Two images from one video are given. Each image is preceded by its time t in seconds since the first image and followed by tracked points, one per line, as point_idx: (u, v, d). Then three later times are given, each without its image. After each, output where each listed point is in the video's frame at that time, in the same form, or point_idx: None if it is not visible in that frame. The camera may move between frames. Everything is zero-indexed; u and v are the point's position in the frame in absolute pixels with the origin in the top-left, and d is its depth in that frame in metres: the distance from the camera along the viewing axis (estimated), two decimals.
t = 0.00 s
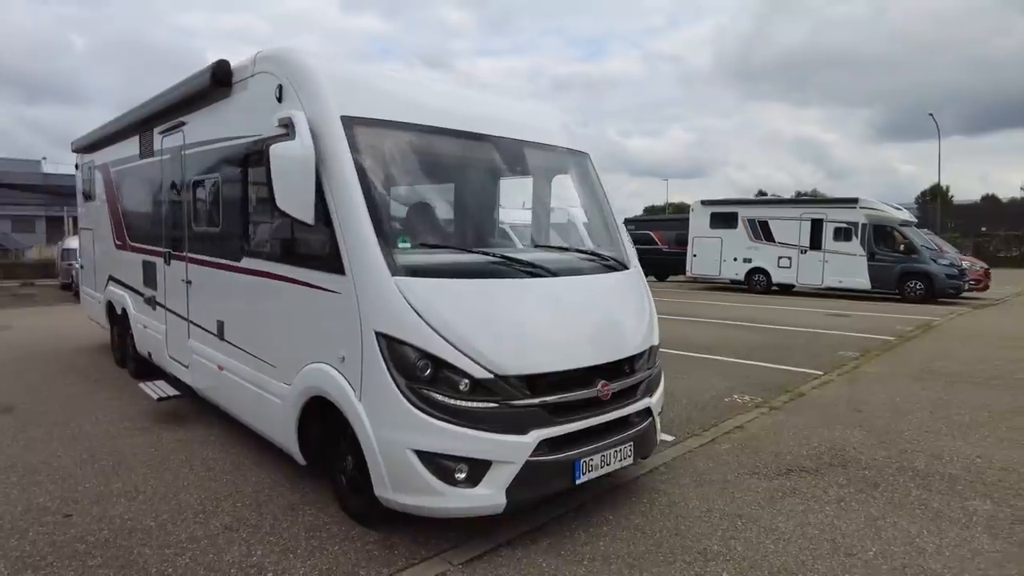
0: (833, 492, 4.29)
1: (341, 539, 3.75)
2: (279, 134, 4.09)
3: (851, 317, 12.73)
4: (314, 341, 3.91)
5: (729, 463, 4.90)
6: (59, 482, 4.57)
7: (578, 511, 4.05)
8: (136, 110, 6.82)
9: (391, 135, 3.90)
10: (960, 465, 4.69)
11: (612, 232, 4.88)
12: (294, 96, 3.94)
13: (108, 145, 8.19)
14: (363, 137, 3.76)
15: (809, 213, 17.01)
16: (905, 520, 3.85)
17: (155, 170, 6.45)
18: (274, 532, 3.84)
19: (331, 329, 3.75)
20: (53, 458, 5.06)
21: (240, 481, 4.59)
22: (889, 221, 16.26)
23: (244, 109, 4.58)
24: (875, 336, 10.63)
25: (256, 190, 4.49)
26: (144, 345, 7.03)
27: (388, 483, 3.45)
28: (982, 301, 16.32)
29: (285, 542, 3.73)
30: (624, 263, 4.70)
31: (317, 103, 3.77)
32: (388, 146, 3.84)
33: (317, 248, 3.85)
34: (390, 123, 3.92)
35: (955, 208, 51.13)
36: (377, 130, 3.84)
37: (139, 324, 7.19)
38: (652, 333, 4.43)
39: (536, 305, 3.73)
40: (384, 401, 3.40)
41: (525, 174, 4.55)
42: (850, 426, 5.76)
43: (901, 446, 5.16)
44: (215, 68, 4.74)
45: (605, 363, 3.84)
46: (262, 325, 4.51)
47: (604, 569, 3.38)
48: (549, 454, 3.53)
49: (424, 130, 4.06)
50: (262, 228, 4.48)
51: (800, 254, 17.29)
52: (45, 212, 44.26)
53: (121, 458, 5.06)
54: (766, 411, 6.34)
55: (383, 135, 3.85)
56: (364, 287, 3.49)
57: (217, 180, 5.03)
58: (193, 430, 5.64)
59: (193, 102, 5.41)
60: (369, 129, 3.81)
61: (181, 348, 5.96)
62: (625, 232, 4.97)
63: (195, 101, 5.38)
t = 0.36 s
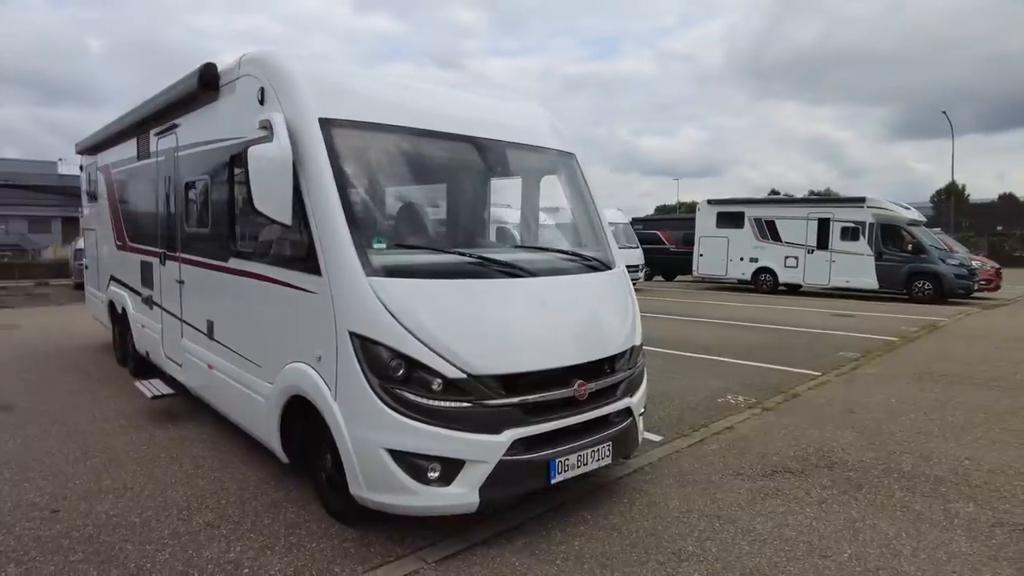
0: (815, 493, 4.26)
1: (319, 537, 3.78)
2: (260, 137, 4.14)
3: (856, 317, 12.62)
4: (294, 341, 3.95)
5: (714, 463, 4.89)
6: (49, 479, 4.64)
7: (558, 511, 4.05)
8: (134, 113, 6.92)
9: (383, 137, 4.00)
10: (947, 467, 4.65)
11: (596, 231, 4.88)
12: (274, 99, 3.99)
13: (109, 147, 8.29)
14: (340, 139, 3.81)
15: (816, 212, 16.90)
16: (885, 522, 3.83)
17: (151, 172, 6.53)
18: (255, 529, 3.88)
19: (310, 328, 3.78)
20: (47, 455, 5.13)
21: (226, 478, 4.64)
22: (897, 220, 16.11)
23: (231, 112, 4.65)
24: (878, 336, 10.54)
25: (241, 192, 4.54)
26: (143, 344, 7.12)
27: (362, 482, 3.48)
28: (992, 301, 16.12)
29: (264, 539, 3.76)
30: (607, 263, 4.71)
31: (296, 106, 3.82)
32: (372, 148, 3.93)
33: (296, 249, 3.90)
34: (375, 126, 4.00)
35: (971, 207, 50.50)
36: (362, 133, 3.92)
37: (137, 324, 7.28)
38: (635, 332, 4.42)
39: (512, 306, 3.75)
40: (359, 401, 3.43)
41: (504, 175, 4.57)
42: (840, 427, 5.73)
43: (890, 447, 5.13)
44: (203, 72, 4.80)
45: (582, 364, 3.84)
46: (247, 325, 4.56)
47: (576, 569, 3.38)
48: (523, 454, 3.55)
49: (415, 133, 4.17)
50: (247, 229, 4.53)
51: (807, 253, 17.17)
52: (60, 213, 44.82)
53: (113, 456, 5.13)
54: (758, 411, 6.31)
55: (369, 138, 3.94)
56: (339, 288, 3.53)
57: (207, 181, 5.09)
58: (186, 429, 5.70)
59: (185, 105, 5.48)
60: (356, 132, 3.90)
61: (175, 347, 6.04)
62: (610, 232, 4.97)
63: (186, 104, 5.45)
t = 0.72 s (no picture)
0: (807, 495, 4.17)
1: (301, 534, 3.77)
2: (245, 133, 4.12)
3: (866, 316, 12.43)
4: (278, 337, 3.94)
5: (707, 463, 4.81)
6: (40, 474, 4.67)
7: (544, 510, 4.00)
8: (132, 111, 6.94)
9: (369, 132, 3.98)
10: (945, 470, 4.55)
11: (586, 227, 4.80)
12: (258, 95, 3.97)
13: (111, 145, 8.34)
14: (321, 135, 3.77)
15: (828, 209, 16.69)
16: (876, 525, 3.74)
17: (149, 169, 6.55)
18: (238, 526, 3.87)
19: (291, 325, 3.76)
20: (41, 449, 5.17)
21: (215, 474, 4.64)
22: (910, 218, 15.87)
23: (220, 108, 4.64)
24: (887, 335, 10.37)
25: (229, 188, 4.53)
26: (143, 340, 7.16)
27: (341, 480, 3.45)
28: (1008, 300, 15.83)
29: (245, 536, 3.75)
30: (595, 258, 4.62)
31: (279, 101, 3.79)
32: (357, 143, 3.90)
33: (278, 246, 3.88)
34: (359, 121, 3.96)
35: (991, 204, 49.67)
36: (347, 128, 3.89)
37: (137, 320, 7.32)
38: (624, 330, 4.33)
39: (494, 303, 3.70)
40: (337, 398, 3.40)
41: (488, 170, 4.52)
42: (840, 427, 5.62)
43: (889, 449, 5.02)
44: (193, 68, 4.79)
45: (567, 362, 3.78)
46: (235, 321, 4.55)
47: (555, 570, 3.33)
48: (504, 452, 3.50)
49: (407, 129, 4.16)
50: (234, 225, 4.53)
51: (819, 251, 16.95)
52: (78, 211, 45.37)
53: (106, 451, 5.15)
54: (757, 411, 6.22)
55: (355, 132, 3.92)
56: (318, 284, 3.50)
57: (198, 177, 5.09)
58: (180, 425, 5.72)
59: (178, 102, 5.48)
60: (340, 126, 3.87)
61: (172, 344, 6.06)
62: (602, 229, 4.90)
63: (179, 101, 5.45)
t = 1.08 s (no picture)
0: (803, 505, 4.02)
1: (278, 539, 3.68)
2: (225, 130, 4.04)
3: (879, 316, 12.17)
4: (257, 338, 3.86)
5: (703, 469, 4.68)
6: (26, 474, 4.63)
7: (529, 517, 3.89)
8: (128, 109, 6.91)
9: (360, 129, 3.92)
10: (950, 479, 4.38)
11: (580, 225, 4.67)
12: (238, 92, 3.89)
13: (112, 144, 8.33)
14: (300, 132, 3.68)
15: (841, 207, 16.41)
16: (873, 538, 3.58)
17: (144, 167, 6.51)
18: (216, 530, 3.80)
19: (269, 326, 3.67)
20: (30, 449, 5.14)
21: (200, 476, 4.57)
22: (926, 215, 15.56)
23: (205, 105, 4.57)
24: (899, 336, 10.14)
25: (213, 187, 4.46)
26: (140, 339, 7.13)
27: (316, 485, 3.36)
28: None
29: (222, 540, 3.68)
30: (585, 257, 4.48)
31: (257, 98, 3.71)
32: (345, 140, 3.82)
33: (256, 246, 3.79)
34: (340, 117, 3.86)
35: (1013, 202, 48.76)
36: (336, 125, 3.83)
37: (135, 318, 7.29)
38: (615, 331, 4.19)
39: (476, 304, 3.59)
40: (310, 402, 3.31)
41: (474, 167, 4.40)
42: (843, 432, 5.45)
43: (892, 455, 4.85)
44: (178, 65, 4.72)
45: (551, 365, 3.65)
46: (220, 321, 4.49)
47: None
48: (484, 459, 3.39)
49: (396, 126, 4.08)
50: (217, 224, 4.45)
51: (832, 249, 16.67)
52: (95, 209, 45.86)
53: (95, 450, 5.11)
54: (759, 414, 6.06)
55: (344, 129, 3.85)
56: (294, 285, 3.41)
57: (186, 175, 5.03)
58: (172, 425, 5.67)
59: (168, 100, 5.42)
60: (330, 123, 3.80)
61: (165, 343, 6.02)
62: (596, 228, 4.76)
63: (169, 99, 5.39)
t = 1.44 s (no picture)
0: (798, 513, 3.92)
1: (261, 542, 3.65)
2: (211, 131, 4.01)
3: (893, 317, 11.94)
4: (242, 339, 3.83)
5: (698, 474, 4.58)
6: (19, 473, 4.65)
7: (516, 523, 3.82)
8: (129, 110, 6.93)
9: (354, 129, 3.89)
10: (951, 488, 4.26)
11: (574, 226, 4.60)
12: (223, 93, 3.86)
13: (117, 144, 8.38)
14: (282, 131, 3.64)
15: (856, 207, 16.17)
16: (868, 549, 3.47)
17: (144, 168, 6.53)
18: (200, 532, 3.77)
19: (252, 327, 3.64)
20: (26, 448, 5.16)
21: (190, 477, 4.56)
22: (942, 215, 15.27)
23: (195, 106, 4.55)
24: (910, 338, 9.94)
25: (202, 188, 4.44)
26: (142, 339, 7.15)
27: (295, 489, 3.32)
28: None
29: (205, 543, 3.65)
30: (576, 258, 4.39)
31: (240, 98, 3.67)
32: (338, 140, 3.80)
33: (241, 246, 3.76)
34: (325, 117, 3.81)
35: None
36: (328, 125, 3.80)
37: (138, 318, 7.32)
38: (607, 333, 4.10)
39: (461, 306, 3.53)
40: (289, 404, 3.27)
41: (464, 166, 4.33)
42: (845, 437, 5.32)
43: (893, 462, 4.72)
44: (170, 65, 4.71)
45: (537, 368, 3.58)
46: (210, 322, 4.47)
47: None
48: (466, 463, 3.32)
49: (390, 125, 4.04)
50: (207, 225, 4.43)
51: (846, 250, 16.41)
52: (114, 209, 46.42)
53: (90, 450, 5.12)
54: (761, 418, 5.94)
55: (337, 129, 3.82)
56: (274, 286, 3.37)
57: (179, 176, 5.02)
58: (168, 425, 5.67)
59: (163, 100, 5.42)
60: (322, 123, 3.78)
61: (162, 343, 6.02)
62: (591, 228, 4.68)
63: (164, 99, 5.38)
